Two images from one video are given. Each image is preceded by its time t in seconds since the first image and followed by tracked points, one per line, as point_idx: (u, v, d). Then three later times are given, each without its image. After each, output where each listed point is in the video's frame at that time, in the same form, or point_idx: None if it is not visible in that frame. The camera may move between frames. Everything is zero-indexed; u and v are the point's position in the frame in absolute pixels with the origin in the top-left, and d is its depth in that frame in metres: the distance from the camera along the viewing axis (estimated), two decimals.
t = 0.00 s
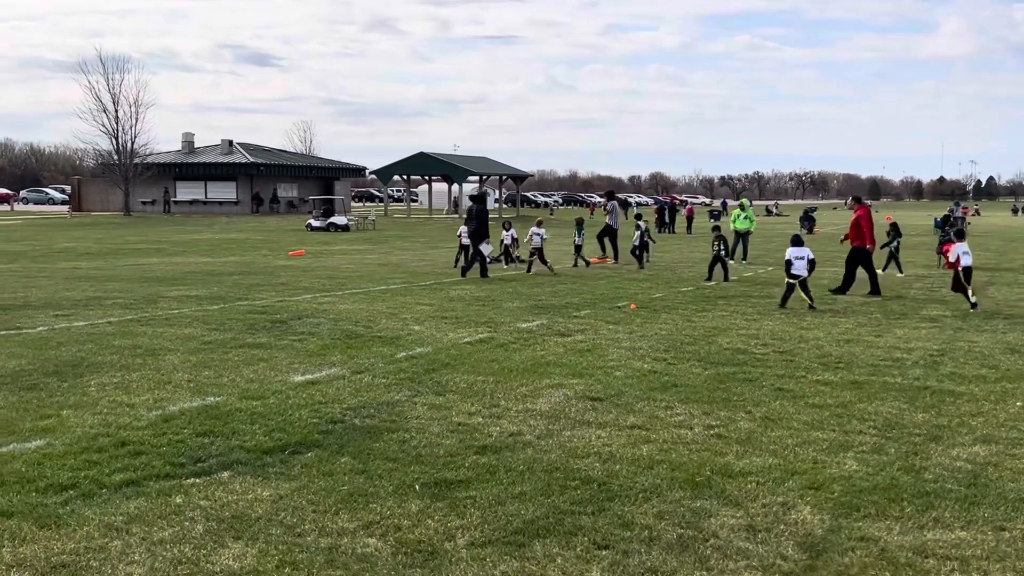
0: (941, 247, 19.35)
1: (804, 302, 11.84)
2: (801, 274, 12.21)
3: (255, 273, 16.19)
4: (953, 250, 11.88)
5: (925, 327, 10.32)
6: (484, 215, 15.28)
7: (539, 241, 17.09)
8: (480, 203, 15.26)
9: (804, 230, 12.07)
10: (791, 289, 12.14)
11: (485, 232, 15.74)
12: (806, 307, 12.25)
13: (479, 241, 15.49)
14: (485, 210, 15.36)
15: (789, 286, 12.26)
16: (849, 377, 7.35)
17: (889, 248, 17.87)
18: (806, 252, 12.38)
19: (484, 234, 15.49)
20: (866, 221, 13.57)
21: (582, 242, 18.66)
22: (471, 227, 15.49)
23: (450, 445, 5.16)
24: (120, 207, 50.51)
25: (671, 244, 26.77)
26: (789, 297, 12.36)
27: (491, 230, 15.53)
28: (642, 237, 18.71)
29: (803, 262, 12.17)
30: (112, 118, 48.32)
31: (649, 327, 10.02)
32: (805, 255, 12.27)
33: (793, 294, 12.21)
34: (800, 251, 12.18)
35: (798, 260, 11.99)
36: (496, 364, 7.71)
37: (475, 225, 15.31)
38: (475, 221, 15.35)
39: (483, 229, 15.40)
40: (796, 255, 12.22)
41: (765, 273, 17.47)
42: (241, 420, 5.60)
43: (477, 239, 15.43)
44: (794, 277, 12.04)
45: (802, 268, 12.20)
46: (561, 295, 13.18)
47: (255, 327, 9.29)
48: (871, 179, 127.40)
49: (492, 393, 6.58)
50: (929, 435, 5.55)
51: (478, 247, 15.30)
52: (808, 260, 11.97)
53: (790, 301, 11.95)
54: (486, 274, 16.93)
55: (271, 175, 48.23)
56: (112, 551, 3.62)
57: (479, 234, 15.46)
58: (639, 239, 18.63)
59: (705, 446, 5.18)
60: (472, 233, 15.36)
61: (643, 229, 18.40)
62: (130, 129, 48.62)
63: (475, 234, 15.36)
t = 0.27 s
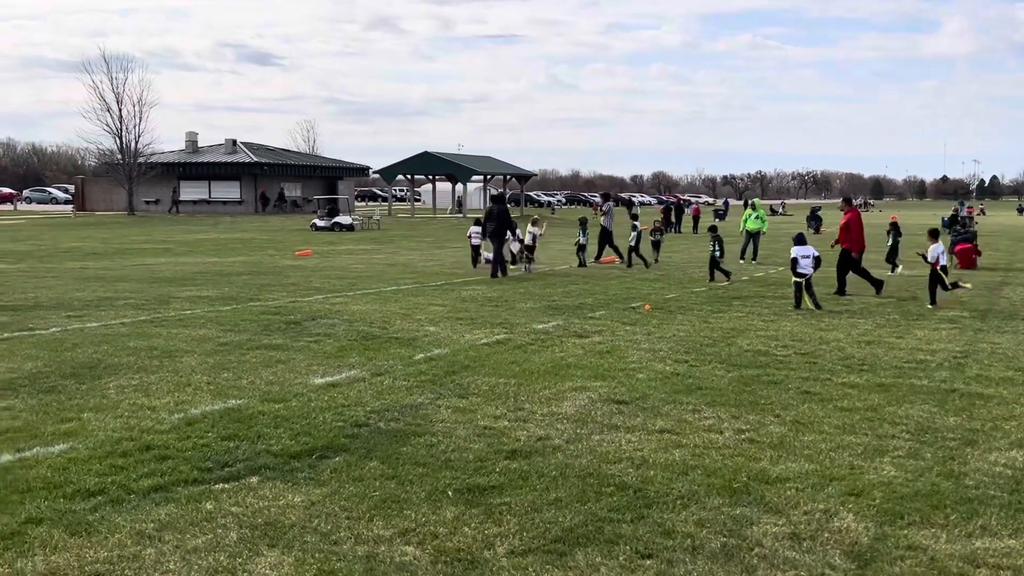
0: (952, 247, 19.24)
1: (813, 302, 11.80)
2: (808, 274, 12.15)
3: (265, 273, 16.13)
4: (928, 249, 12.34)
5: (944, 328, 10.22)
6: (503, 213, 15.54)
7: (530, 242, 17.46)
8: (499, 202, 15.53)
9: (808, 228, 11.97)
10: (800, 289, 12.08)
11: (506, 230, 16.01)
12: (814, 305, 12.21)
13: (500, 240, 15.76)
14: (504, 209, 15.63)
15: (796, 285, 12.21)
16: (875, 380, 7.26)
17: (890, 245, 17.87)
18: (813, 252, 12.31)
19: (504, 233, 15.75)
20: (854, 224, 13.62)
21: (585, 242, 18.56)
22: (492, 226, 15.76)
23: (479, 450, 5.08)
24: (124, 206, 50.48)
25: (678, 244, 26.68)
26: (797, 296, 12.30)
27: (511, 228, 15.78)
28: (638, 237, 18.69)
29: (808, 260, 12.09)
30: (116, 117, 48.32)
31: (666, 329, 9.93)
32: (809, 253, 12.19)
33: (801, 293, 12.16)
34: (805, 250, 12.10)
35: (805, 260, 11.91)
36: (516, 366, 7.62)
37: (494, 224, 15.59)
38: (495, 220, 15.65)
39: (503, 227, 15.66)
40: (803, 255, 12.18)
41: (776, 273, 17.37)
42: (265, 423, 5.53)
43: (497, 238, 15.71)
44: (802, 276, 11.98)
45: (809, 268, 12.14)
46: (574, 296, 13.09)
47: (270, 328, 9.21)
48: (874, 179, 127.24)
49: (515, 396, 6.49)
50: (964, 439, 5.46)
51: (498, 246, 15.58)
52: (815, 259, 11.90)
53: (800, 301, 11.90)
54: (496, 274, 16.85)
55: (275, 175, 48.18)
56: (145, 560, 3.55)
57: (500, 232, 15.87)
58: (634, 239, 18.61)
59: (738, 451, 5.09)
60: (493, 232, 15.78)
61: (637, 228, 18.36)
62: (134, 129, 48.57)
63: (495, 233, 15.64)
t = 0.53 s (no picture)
0: (958, 248, 19.18)
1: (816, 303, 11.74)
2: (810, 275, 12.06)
3: (268, 277, 16.04)
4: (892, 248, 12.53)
5: (956, 331, 10.14)
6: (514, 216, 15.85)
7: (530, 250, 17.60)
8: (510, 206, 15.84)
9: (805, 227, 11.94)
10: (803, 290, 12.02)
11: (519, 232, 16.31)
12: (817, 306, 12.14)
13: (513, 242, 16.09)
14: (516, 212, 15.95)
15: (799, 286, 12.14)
16: (891, 384, 7.17)
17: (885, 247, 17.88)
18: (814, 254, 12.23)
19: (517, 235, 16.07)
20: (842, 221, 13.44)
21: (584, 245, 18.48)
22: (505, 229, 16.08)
23: (496, 458, 5.00)
24: (124, 209, 50.39)
25: (681, 246, 26.60)
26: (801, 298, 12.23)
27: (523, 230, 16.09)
28: (630, 239, 18.64)
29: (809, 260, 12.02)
30: (116, 120, 48.26)
31: (676, 332, 9.84)
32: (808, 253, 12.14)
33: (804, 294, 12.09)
34: (805, 251, 12.04)
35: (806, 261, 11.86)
36: (527, 371, 7.54)
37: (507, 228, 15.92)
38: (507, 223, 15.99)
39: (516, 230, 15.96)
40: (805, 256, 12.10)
41: (782, 275, 17.29)
42: (277, 431, 5.44)
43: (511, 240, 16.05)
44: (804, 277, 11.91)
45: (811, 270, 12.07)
46: (580, 299, 13.01)
47: (276, 333, 9.12)
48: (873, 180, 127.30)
49: (528, 401, 6.41)
50: (988, 445, 5.38)
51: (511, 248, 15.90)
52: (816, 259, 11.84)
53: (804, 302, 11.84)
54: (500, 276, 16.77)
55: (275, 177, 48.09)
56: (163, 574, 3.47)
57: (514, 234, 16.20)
58: (624, 240, 18.59)
59: (759, 459, 5.01)
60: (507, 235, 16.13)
61: (627, 231, 18.31)
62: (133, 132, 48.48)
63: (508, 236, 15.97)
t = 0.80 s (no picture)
0: (957, 249, 19.12)
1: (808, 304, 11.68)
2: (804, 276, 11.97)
3: (265, 281, 15.91)
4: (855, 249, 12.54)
5: (960, 332, 10.06)
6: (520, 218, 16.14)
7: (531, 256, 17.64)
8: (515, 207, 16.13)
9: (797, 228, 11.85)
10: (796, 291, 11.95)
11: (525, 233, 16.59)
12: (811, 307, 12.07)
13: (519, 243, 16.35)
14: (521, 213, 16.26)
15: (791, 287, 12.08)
16: (897, 387, 7.08)
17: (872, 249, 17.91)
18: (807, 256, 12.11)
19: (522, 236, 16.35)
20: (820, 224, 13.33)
21: (575, 247, 18.35)
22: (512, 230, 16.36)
23: (499, 465, 4.89)
24: (118, 214, 50.18)
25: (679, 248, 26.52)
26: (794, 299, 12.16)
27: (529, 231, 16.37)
28: (614, 241, 18.47)
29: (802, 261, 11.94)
30: (110, 124, 48.10)
31: (677, 335, 9.74)
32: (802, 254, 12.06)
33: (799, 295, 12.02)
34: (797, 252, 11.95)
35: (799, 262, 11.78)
36: (529, 375, 7.42)
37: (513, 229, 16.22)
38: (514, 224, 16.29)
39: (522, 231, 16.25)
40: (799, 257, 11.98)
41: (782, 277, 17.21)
42: (276, 438, 5.32)
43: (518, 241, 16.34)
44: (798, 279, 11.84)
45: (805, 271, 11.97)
46: (579, 301, 12.90)
47: (274, 337, 9.00)
48: (868, 182, 127.55)
49: (531, 406, 6.30)
50: (1000, 449, 5.28)
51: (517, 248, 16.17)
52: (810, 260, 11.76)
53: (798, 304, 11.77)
54: (498, 280, 16.65)
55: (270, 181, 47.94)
56: None
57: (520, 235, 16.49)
58: (609, 241, 18.46)
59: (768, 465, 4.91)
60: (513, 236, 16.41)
61: (612, 231, 18.16)
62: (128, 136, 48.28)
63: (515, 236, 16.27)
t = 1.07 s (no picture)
0: (957, 249, 19.03)
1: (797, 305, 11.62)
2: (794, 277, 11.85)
3: (261, 287, 15.74)
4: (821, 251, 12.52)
5: (964, 335, 9.94)
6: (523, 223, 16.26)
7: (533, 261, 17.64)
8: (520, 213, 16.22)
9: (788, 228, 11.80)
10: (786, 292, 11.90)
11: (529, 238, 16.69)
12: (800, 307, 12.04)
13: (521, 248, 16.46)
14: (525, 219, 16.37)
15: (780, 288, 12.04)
16: (904, 392, 6.94)
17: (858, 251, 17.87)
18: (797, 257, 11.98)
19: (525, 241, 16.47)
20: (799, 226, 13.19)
21: (568, 250, 18.20)
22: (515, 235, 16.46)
23: (500, 476, 4.74)
24: (113, 219, 49.97)
25: (676, 251, 26.39)
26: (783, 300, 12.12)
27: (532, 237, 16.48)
28: (596, 245, 18.31)
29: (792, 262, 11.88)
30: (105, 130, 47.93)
31: (678, 339, 9.60)
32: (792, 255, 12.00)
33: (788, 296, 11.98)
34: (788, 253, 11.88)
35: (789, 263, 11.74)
36: (528, 382, 7.27)
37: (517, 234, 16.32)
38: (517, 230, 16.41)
39: (525, 236, 16.38)
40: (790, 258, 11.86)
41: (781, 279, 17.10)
42: (269, 450, 5.16)
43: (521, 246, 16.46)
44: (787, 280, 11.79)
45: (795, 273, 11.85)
46: (578, 306, 12.76)
47: (268, 344, 8.84)
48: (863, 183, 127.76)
49: (531, 414, 6.16)
50: (1012, 456, 5.15)
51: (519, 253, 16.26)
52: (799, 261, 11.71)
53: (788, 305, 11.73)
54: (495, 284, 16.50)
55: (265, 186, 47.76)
56: None
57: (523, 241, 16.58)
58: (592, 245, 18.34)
59: (776, 475, 4.77)
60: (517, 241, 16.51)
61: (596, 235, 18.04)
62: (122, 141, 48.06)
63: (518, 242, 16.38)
